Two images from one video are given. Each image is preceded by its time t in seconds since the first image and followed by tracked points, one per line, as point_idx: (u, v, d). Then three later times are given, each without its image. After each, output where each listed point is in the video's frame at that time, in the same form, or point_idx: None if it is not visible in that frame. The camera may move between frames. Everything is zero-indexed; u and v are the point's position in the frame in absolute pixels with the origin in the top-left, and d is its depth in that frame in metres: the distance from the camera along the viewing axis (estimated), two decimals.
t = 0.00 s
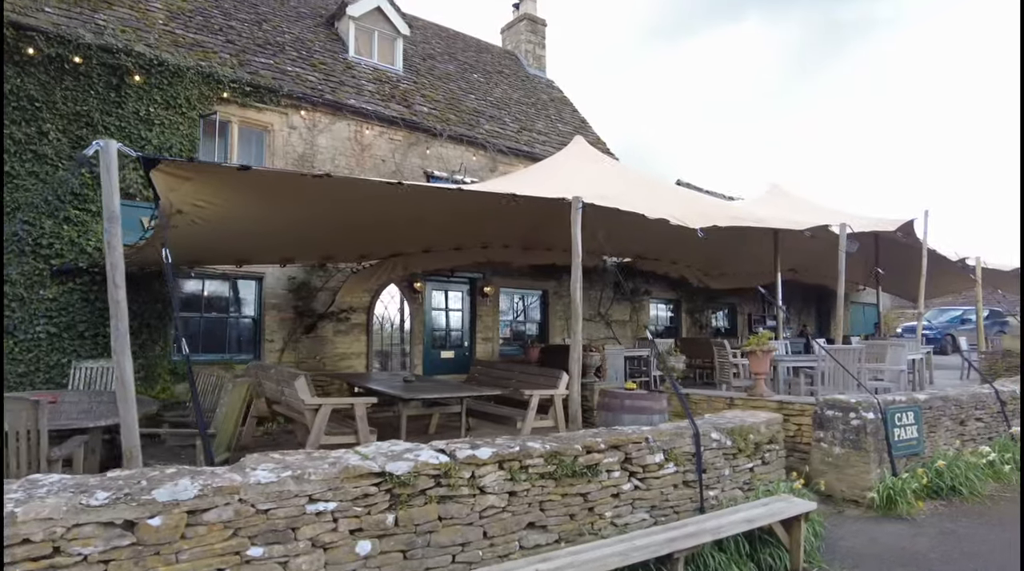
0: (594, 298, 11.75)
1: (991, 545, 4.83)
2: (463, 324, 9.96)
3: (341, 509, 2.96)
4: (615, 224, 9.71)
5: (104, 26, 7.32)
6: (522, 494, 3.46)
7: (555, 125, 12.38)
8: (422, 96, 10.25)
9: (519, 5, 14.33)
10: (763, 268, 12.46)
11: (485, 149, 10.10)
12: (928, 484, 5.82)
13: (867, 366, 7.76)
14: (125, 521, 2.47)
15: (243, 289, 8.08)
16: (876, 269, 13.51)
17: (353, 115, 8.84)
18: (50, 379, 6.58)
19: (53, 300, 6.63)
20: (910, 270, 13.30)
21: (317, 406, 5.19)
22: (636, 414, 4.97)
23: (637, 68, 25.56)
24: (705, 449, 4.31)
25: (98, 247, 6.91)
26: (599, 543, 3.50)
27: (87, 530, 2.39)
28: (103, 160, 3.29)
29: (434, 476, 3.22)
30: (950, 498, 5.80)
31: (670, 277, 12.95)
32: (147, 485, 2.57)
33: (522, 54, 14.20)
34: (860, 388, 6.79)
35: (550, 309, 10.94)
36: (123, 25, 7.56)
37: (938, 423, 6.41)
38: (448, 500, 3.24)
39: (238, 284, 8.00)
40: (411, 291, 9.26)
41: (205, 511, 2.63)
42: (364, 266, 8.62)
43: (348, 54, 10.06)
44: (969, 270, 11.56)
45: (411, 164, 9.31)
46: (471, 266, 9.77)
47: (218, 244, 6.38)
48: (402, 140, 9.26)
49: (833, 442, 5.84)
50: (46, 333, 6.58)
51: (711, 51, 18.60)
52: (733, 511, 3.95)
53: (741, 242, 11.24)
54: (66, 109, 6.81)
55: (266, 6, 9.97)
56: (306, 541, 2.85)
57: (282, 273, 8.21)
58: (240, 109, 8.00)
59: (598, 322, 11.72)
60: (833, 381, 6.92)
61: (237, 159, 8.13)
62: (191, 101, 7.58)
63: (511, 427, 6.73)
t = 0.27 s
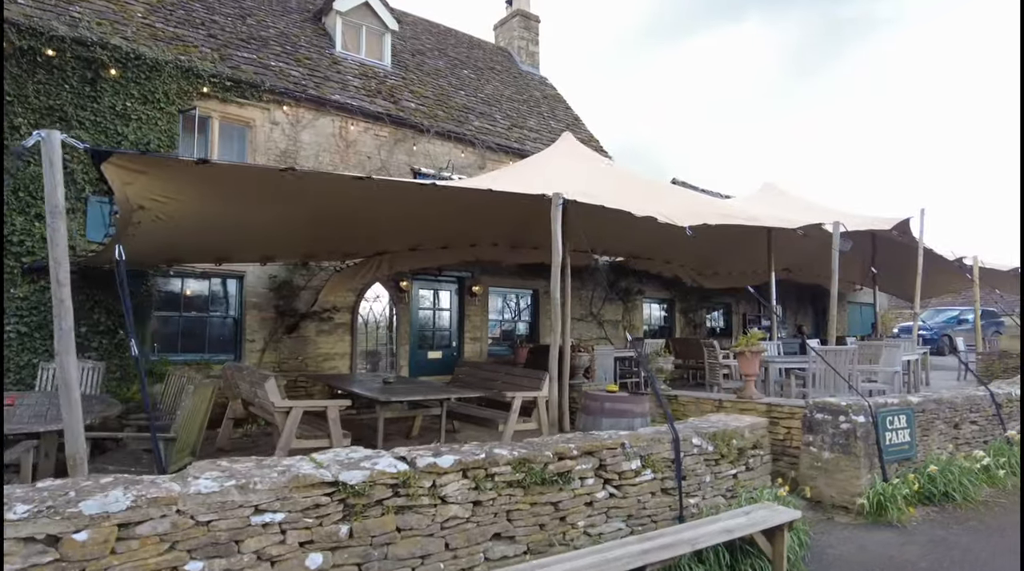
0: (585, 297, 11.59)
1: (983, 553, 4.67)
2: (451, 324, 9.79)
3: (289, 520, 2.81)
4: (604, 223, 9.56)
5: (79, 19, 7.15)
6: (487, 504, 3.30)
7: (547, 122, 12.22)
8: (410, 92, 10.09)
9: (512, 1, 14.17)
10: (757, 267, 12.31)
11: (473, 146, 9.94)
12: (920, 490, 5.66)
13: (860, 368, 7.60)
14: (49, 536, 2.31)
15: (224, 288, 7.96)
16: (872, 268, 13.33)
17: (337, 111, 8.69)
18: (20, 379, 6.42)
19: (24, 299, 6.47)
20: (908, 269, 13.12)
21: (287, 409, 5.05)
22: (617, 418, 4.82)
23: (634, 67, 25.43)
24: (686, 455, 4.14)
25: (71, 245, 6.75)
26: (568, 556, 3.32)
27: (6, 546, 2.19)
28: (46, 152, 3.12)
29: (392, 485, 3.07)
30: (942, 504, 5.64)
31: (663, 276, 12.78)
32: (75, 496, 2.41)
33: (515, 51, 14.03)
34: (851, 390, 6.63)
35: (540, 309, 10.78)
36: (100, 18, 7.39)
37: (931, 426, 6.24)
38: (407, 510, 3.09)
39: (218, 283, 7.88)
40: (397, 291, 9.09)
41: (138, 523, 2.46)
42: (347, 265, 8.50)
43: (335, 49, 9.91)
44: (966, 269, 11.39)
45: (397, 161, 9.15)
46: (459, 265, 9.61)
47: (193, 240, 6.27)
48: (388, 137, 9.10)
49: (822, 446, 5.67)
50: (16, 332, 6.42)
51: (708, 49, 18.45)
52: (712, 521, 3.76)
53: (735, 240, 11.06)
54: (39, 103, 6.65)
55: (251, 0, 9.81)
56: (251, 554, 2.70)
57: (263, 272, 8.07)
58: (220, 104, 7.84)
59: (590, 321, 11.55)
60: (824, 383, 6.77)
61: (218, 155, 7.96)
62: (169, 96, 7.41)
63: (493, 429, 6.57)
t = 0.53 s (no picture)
0: (576, 296, 11.45)
1: (971, 559, 4.52)
2: (438, 323, 9.64)
3: (230, 527, 2.67)
4: (593, 219, 9.39)
5: (53, 11, 6.99)
6: (446, 509, 3.16)
7: (538, 118, 12.07)
8: (397, 87, 9.94)
9: None
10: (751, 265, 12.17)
11: (461, 142, 9.78)
12: (908, 492, 5.52)
13: (851, 367, 7.45)
14: None
15: (203, 285, 7.84)
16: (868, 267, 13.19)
17: (319, 105, 8.56)
18: None
19: None
20: (903, 267, 12.98)
21: (256, 409, 4.93)
22: (593, 419, 4.68)
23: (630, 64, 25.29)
24: (661, 459, 3.99)
25: (43, 243, 6.60)
26: (530, 563, 3.19)
27: None
28: None
29: (342, 490, 2.93)
30: (931, 507, 5.49)
31: (656, 274, 12.64)
32: None
33: (507, 46, 13.87)
34: (839, 391, 6.50)
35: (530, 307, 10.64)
36: (75, 10, 7.24)
37: (921, 427, 6.10)
38: (359, 516, 2.96)
39: (197, 281, 7.77)
40: (382, 289, 8.94)
41: (63, 532, 2.32)
42: (330, 263, 8.39)
43: (321, 44, 9.77)
44: (962, 267, 11.25)
45: (382, 157, 9.02)
46: (446, 262, 9.46)
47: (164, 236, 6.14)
48: (372, 132, 8.97)
49: (808, 448, 5.52)
50: None
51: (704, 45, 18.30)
52: (685, 527, 3.62)
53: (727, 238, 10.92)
54: (9, 97, 6.48)
55: None
56: (188, 563, 2.56)
57: (243, 269, 7.96)
58: (200, 99, 7.69)
59: (581, 320, 11.40)
60: (812, 383, 6.64)
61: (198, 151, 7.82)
62: (146, 90, 7.26)
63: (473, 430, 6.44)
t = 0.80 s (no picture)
0: (565, 293, 11.33)
1: (953, 560, 4.40)
2: (423, 320, 9.51)
3: (163, 528, 2.55)
4: (579, 215, 9.25)
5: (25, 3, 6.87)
6: (397, 509, 3.06)
7: (527, 114, 11.96)
8: (382, 82, 9.83)
9: None
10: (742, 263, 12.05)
11: (446, 138, 9.67)
12: (890, 491, 5.40)
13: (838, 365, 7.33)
14: None
15: (181, 282, 7.74)
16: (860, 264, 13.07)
17: (300, 100, 8.45)
18: None
19: None
20: (896, 264, 12.89)
21: (221, 406, 4.83)
22: (564, 417, 4.55)
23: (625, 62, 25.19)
24: (629, 458, 3.87)
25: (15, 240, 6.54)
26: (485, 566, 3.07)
27: None
28: None
29: (285, 490, 2.82)
30: (915, 507, 5.37)
31: (646, 272, 12.52)
32: None
33: (497, 42, 13.75)
34: (824, 389, 6.38)
35: (517, 305, 10.52)
36: (49, 3, 7.11)
37: (906, 426, 5.97)
38: (304, 517, 2.84)
39: (175, 277, 7.66)
40: (365, 286, 8.82)
41: None
42: (310, 259, 8.28)
43: (304, 39, 9.66)
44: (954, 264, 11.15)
45: (365, 152, 8.91)
46: (431, 259, 9.34)
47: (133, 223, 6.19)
48: (355, 127, 8.87)
49: (789, 447, 5.39)
50: None
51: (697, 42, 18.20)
52: (650, 529, 3.50)
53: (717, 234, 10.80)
54: None
55: None
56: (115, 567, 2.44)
57: (222, 266, 7.86)
58: (177, 93, 7.57)
59: (569, 318, 11.29)
60: (796, 381, 6.52)
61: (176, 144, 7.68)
62: (121, 84, 7.15)
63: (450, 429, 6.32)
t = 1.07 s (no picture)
0: (554, 294, 11.20)
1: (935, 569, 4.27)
2: (408, 321, 9.38)
3: (90, 544, 2.43)
4: (566, 215, 9.10)
5: None
6: (346, 521, 2.94)
7: (516, 113, 11.85)
8: (366, 80, 9.73)
9: None
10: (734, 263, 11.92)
11: (431, 137, 9.56)
12: (872, 497, 5.29)
13: (825, 367, 7.21)
14: None
15: (159, 283, 7.63)
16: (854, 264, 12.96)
17: (281, 99, 8.34)
18: None
19: None
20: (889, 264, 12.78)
21: (185, 411, 4.72)
22: (535, 423, 4.41)
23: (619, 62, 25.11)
24: (597, 466, 3.75)
25: None
26: None
27: None
28: None
29: (225, 502, 2.70)
30: (899, 513, 5.25)
31: (637, 272, 12.40)
32: None
33: (487, 41, 13.63)
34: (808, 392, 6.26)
35: (505, 305, 10.40)
36: None
37: (892, 429, 5.85)
38: (244, 530, 2.73)
39: (153, 278, 7.55)
40: (347, 287, 8.69)
41: None
42: (291, 259, 8.17)
43: (288, 37, 9.56)
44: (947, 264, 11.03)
45: (348, 151, 8.81)
46: (416, 260, 9.22)
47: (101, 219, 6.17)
48: (337, 127, 8.78)
49: (770, 452, 5.26)
50: None
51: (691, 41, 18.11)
52: (615, 541, 3.38)
53: (707, 234, 10.68)
54: None
55: None
56: None
57: (200, 267, 7.75)
58: (154, 92, 7.45)
59: (558, 319, 11.17)
60: (779, 384, 6.40)
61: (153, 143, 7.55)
62: (95, 82, 7.03)
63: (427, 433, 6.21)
